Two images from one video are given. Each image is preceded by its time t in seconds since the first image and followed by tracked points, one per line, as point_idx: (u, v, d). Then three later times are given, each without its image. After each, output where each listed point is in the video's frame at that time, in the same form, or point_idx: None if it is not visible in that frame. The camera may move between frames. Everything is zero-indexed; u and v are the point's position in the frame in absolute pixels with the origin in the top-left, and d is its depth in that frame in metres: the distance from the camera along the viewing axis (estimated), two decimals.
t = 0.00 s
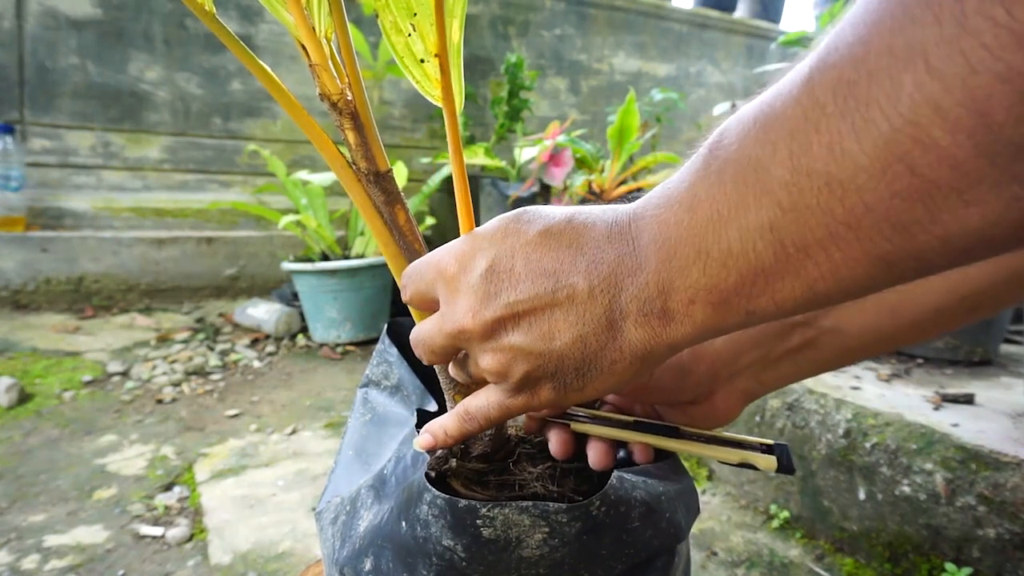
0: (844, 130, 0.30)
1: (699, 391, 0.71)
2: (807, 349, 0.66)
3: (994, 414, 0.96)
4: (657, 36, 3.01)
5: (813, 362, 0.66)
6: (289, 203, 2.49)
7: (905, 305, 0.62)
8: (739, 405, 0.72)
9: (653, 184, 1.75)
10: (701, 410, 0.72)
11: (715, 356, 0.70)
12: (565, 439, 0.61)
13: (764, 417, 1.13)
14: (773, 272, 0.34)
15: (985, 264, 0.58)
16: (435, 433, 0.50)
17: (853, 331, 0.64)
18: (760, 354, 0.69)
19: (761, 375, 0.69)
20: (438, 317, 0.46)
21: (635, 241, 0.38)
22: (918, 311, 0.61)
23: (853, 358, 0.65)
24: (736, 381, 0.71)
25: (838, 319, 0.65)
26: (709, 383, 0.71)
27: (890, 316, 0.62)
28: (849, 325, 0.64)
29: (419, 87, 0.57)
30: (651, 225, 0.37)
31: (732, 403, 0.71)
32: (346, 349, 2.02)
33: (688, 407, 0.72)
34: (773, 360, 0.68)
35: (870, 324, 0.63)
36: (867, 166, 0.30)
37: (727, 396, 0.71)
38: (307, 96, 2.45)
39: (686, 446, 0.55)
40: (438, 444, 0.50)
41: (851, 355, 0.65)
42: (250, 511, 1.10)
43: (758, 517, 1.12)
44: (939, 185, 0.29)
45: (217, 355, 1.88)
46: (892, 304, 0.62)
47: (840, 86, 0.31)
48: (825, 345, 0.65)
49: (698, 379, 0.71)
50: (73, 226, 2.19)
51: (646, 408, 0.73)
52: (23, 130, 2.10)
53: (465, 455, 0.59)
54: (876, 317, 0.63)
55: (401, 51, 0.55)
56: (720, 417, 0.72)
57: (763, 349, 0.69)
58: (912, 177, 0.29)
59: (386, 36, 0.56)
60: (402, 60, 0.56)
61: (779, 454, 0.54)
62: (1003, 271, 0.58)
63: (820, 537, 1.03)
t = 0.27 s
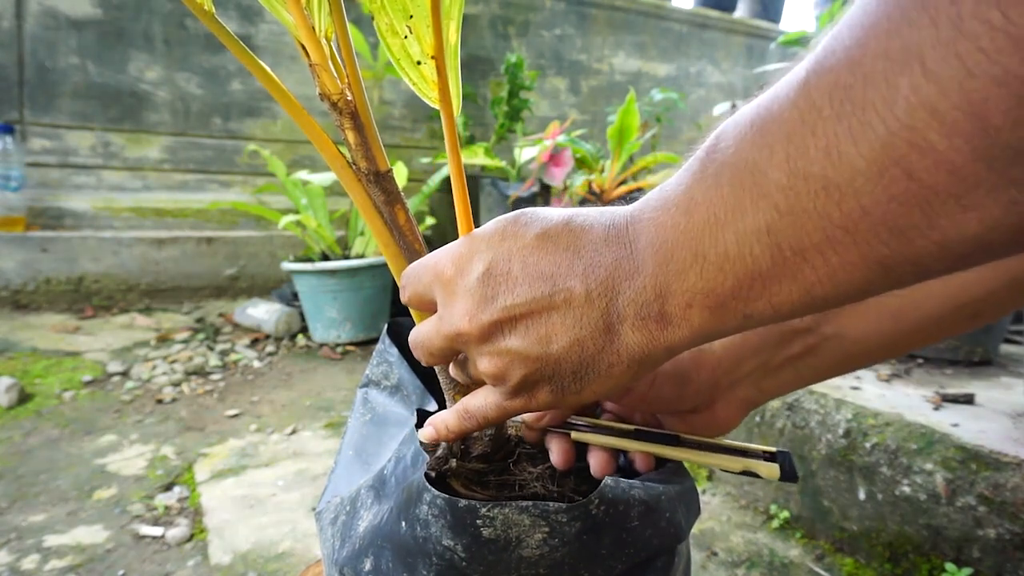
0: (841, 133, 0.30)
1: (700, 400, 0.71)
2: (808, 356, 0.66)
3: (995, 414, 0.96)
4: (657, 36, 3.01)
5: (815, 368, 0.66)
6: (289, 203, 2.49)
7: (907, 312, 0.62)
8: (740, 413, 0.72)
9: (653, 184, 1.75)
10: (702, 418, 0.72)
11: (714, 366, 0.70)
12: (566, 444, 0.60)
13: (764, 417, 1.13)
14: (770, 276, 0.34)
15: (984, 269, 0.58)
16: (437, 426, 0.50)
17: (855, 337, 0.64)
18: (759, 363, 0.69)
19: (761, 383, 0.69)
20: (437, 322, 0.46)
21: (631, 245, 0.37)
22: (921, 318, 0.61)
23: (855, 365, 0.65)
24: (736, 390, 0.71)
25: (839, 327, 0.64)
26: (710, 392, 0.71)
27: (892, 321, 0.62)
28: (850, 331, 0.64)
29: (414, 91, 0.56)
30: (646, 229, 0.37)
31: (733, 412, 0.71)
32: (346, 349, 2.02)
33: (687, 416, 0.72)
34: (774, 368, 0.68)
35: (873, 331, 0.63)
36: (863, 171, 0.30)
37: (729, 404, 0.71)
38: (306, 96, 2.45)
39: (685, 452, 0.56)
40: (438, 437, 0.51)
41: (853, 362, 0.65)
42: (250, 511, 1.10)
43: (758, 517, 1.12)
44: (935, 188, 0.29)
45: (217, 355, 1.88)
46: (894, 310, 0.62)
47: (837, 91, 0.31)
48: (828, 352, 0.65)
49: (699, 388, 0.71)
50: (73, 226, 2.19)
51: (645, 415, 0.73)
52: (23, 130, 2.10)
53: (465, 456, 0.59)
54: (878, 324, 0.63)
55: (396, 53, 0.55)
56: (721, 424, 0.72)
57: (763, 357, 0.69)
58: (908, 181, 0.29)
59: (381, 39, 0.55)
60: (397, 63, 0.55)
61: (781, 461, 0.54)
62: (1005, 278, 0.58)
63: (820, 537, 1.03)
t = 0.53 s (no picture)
0: (845, 136, 0.30)
1: (705, 410, 0.71)
2: (813, 363, 0.66)
3: (994, 414, 0.96)
4: (657, 36, 3.01)
5: (819, 375, 0.66)
6: (289, 203, 2.49)
7: (911, 316, 0.62)
8: (744, 421, 0.72)
9: (653, 184, 1.75)
10: (707, 427, 0.72)
11: (718, 376, 0.70)
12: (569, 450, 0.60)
13: (764, 417, 1.13)
14: (772, 279, 0.33)
15: (989, 273, 0.58)
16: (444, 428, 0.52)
17: (861, 343, 0.64)
18: (764, 372, 0.68)
19: (766, 392, 0.69)
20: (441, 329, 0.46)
21: (629, 248, 0.37)
22: (925, 322, 0.61)
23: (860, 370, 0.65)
24: (741, 399, 0.70)
25: (843, 333, 0.64)
26: (714, 402, 0.71)
27: (896, 326, 0.62)
28: (855, 338, 0.64)
29: (410, 100, 0.57)
30: (645, 232, 0.37)
31: (738, 420, 0.71)
32: (346, 349, 2.02)
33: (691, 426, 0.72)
34: (779, 376, 0.68)
35: (878, 337, 0.63)
36: (868, 173, 0.29)
37: (734, 413, 0.71)
38: (306, 96, 2.45)
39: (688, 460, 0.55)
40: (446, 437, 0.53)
41: (858, 368, 0.65)
42: (250, 511, 1.10)
43: (758, 517, 1.12)
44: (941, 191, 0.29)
45: (217, 355, 1.88)
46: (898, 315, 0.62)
47: (841, 92, 0.30)
48: (833, 359, 0.65)
49: (703, 399, 0.70)
50: (73, 226, 2.19)
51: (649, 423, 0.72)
52: (23, 130, 2.10)
53: (466, 456, 0.59)
54: (884, 329, 0.63)
55: (391, 62, 0.55)
56: (727, 433, 0.72)
57: (768, 366, 0.68)
58: (914, 183, 0.29)
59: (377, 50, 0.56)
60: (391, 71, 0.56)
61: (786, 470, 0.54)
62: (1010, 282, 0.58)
63: (820, 537, 1.03)
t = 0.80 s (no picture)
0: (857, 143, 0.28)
1: (707, 397, 0.71)
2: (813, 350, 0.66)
3: (994, 414, 0.96)
4: (657, 36, 3.01)
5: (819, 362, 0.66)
6: (289, 203, 2.50)
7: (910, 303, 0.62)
8: (746, 410, 0.71)
9: (653, 184, 1.75)
10: (709, 415, 0.71)
11: (720, 362, 0.70)
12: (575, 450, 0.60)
13: (764, 417, 1.13)
14: (782, 289, 0.32)
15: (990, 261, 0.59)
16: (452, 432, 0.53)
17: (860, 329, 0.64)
18: (764, 357, 0.68)
19: (767, 378, 0.69)
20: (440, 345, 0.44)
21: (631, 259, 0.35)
22: (927, 311, 0.61)
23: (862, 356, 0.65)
24: (743, 385, 0.70)
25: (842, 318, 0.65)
26: (716, 388, 0.71)
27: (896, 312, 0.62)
28: (854, 324, 0.64)
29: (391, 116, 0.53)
30: (645, 243, 0.35)
31: (741, 407, 0.71)
32: (347, 349, 2.02)
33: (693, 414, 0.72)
34: (779, 363, 0.68)
35: (877, 323, 0.63)
36: (881, 182, 0.28)
37: (736, 400, 0.71)
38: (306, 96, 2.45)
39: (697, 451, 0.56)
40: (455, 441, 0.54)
41: (861, 355, 0.65)
42: (250, 511, 1.10)
43: (758, 517, 1.12)
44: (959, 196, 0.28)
45: (217, 355, 1.88)
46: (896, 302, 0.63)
47: (851, 96, 0.28)
48: (833, 345, 0.65)
49: (705, 386, 0.70)
50: (73, 226, 2.19)
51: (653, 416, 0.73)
52: (23, 130, 2.10)
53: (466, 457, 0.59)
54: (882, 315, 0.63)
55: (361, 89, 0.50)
56: (728, 421, 0.72)
57: (769, 351, 0.68)
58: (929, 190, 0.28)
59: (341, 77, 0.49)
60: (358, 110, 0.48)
61: (794, 455, 0.55)
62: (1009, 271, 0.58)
63: (820, 537, 1.03)
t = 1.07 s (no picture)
0: (886, 95, 0.30)
1: (707, 405, 0.71)
2: (818, 357, 0.66)
3: (994, 414, 0.96)
4: (657, 36, 3.01)
5: (825, 369, 0.67)
6: (289, 203, 2.50)
7: (917, 311, 0.61)
8: (749, 417, 0.72)
9: (653, 183, 1.75)
10: (710, 423, 0.72)
11: (721, 371, 0.70)
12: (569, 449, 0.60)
13: (764, 416, 1.13)
14: (809, 241, 0.33)
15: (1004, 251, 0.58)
16: (484, 420, 0.53)
17: (867, 338, 0.64)
18: (768, 365, 0.68)
19: (770, 385, 0.69)
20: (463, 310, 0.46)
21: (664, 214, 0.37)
22: (933, 308, 0.61)
23: (868, 361, 0.65)
24: (743, 394, 0.70)
25: (848, 328, 0.65)
26: (717, 396, 0.71)
27: (902, 321, 0.62)
28: (859, 332, 0.64)
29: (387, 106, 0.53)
30: (680, 199, 0.37)
31: (741, 416, 0.71)
32: (346, 349, 2.02)
33: (694, 422, 0.72)
34: (784, 369, 0.68)
35: (884, 332, 0.63)
36: (910, 133, 0.30)
37: (737, 408, 0.71)
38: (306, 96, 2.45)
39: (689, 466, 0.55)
40: (489, 432, 0.54)
41: (864, 361, 0.65)
42: (250, 511, 1.10)
43: (758, 517, 1.12)
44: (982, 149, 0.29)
45: (217, 355, 1.88)
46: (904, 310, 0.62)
47: (881, 55, 0.31)
48: (840, 353, 0.65)
49: (705, 394, 0.70)
50: (73, 226, 2.19)
51: (653, 424, 0.73)
52: (23, 130, 2.10)
53: (466, 456, 0.59)
54: (890, 325, 0.63)
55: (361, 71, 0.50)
56: (729, 430, 0.72)
57: (773, 359, 0.68)
58: (955, 142, 0.29)
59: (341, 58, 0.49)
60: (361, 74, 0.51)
61: (789, 479, 0.54)
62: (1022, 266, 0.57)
63: (820, 537, 1.03)
